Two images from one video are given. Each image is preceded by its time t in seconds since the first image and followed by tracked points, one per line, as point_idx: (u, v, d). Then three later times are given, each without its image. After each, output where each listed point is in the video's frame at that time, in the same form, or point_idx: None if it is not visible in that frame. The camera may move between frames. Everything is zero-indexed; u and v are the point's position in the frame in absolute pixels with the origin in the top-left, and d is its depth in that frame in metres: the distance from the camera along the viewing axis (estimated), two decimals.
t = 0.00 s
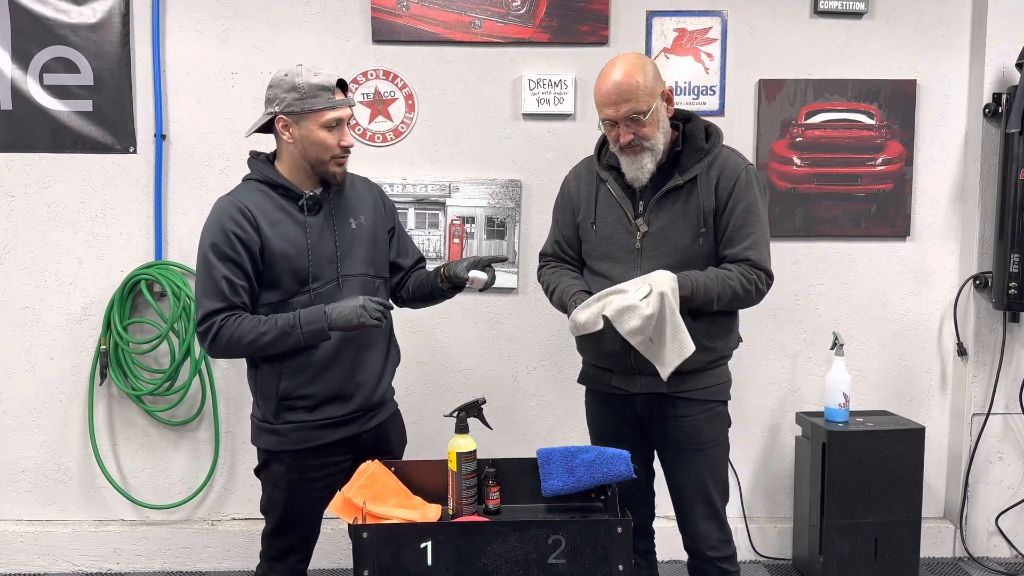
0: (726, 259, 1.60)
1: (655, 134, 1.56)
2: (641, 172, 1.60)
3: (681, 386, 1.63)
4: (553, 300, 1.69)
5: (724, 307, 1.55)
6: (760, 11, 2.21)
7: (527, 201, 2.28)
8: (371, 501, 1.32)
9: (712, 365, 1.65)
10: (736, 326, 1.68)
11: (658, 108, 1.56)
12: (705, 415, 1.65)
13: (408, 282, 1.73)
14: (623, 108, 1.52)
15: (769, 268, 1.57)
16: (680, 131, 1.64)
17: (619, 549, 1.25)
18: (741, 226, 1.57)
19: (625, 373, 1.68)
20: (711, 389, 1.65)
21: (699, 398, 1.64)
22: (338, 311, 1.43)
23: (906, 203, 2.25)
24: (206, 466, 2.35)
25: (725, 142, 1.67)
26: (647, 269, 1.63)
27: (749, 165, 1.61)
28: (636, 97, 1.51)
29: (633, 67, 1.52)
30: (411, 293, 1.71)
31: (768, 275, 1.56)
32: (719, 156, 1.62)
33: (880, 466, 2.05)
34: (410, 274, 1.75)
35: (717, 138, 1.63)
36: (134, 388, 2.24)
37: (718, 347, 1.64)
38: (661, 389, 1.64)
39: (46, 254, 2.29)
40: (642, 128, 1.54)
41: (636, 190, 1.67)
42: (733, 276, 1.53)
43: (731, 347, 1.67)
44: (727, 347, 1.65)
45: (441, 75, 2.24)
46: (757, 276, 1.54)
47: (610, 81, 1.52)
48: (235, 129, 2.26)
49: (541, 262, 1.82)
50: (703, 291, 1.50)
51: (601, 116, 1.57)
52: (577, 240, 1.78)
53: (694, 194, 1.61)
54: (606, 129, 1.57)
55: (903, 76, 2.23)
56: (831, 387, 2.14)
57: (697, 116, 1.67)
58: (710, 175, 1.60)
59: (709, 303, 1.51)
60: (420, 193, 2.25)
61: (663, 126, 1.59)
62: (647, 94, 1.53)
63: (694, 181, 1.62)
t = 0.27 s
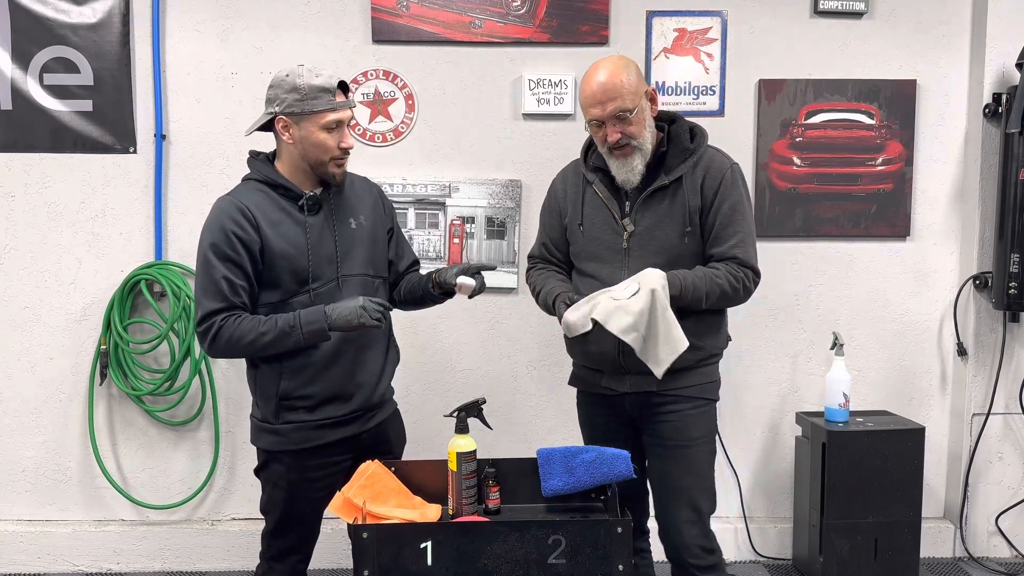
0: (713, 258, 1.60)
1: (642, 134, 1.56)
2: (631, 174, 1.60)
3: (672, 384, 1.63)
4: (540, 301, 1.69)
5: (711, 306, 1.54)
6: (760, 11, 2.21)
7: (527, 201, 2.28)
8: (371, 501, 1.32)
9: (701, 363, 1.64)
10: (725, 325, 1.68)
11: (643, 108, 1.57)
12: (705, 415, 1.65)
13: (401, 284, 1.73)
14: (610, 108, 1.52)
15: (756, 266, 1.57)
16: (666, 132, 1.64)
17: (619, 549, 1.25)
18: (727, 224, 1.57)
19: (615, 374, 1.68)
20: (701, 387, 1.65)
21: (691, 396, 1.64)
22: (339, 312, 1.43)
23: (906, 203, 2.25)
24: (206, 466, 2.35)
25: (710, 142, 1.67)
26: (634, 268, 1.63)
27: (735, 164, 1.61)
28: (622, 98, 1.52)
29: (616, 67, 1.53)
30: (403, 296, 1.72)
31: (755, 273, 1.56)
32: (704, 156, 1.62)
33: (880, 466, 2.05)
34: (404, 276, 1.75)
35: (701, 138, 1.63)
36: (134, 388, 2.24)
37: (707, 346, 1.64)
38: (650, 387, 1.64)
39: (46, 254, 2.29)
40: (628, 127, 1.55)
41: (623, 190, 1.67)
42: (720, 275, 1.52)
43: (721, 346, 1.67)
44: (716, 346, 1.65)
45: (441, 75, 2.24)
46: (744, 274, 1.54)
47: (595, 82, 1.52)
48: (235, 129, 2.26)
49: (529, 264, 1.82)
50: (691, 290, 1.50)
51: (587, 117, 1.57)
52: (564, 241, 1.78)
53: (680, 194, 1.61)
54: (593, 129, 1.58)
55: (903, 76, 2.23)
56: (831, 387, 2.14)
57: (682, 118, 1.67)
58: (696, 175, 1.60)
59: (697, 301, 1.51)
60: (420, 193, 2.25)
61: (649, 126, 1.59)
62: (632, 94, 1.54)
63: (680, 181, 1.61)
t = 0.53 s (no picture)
0: (711, 260, 1.59)
1: (637, 137, 1.55)
2: (625, 176, 1.60)
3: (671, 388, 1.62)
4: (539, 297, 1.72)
5: (707, 310, 1.55)
6: (760, 11, 2.21)
7: (527, 201, 2.28)
8: (371, 501, 1.32)
9: (699, 365, 1.63)
10: (725, 325, 1.68)
11: (640, 110, 1.56)
12: (705, 415, 1.65)
13: (399, 285, 1.73)
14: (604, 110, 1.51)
15: (753, 267, 1.56)
16: (663, 130, 1.63)
17: (619, 549, 1.25)
18: (724, 225, 1.56)
19: (613, 375, 1.67)
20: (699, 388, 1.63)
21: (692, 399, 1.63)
22: (338, 313, 1.43)
23: (906, 203, 2.25)
24: (206, 466, 2.35)
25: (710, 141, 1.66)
26: (632, 270, 1.63)
27: (733, 164, 1.60)
28: (617, 99, 1.51)
29: (614, 68, 1.52)
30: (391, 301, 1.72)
31: (753, 277, 1.56)
32: (702, 156, 1.61)
33: (880, 466, 2.05)
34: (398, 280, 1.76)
35: (700, 138, 1.62)
36: (135, 388, 2.24)
37: (705, 348, 1.63)
38: (648, 389, 1.61)
39: (46, 254, 2.29)
40: (626, 129, 1.54)
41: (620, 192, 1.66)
42: (715, 279, 1.52)
43: (720, 347, 1.66)
44: (715, 348, 1.65)
45: (441, 75, 2.24)
46: (741, 278, 1.53)
47: (591, 82, 1.52)
48: (235, 129, 2.26)
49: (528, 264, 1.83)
50: (683, 296, 1.50)
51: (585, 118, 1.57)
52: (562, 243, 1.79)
53: (678, 194, 1.60)
54: (591, 131, 1.58)
55: (903, 76, 2.23)
56: (830, 387, 2.14)
57: (680, 117, 1.66)
58: (693, 175, 1.59)
59: (690, 307, 1.51)
60: (420, 193, 2.26)
61: (647, 129, 1.58)
62: (628, 97, 1.53)
63: (677, 182, 1.61)
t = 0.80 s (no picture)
0: (709, 281, 1.57)
1: (651, 151, 1.50)
2: (632, 185, 1.57)
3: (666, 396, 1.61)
4: (540, 272, 1.71)
5: (698, 331, 1.54)
6: (760, 11, 2.21)
7: (527, 201, 2.28)
8: (371, 501, 1.32)
9: (693, 372, 1.62)
10: (724, 339, 1.65)
11: (661, 123, 1.49)
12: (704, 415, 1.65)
13: (399, 286, 1.73)
14: (623, 121, 1.45)
15: (753, 294, 1.52)
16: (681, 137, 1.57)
17: (619, 549, 1.25)
18: (725, 250, 1.53)
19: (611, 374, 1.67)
20: (691, 396, 1.62)
21: (687, 405, 1.62)
22: (338, 313, 1.44)
23: (906, 203, 2.25)
24: (206, 466, 2.35)
25: (726, 152, 1.61)
26: (631, 279, 1.63)
27: (745, 183, 1.55)
28: (638, 112, 1.44)
29: (642, 76, 1.43)
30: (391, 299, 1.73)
31: (751, 303, 1.53)
32: (714, 172, 1.56)
33: (880, 466, 2.05)
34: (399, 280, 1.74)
35: (716, 150, 1.57)
36: (135, 388, 2.24)
37: (700, 359, 1.61)
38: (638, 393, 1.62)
39: (46, 254, 2.29)
40: (642, 144, 1.48)
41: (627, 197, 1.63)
42: (706, 305, 1.51)
43: (718, 361, 1.64)
44: (711, 359, 1.62)
45: (441, 75, 2.24)
46: (735, 304, 1.51)
47: (615, 88, 1.44)
48: (235, 129, 2.26)
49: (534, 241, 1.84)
50: (669, 320, 1.51)
51: (601, 120, 1.49)
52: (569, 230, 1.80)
53: (682, 209, 1.58)
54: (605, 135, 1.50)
55: (903, 75, 2.23)
56: (830, 387, 2.14)
57: (701, 123, 1.60)
58: (700, 192, 1.56)
59: (678, 330, 1.52)
60: (420, 193, 2.26)
61: (664, 142, 1.52)
62: (652, 110, 1.45)
63: (684, 196, 1.58)
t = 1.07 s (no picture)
0: (711, 290, 1.56)
1: (658, 158, 1.50)
2: (638, 192, 1.57)
3: (668, 402, 1.61)
4: (540, 272, 1.68)
5: (698, 341, 1.55)
6: (760, 11, 2.21)
7: (527, 201, 2.28)
8: (371, 501, 1.32)
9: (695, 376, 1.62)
10: (726, 344, 1.64)
11: (668, 130, 1.48)
12: (705, 416, 1.65)
13: (398, 289, 1.73)
14: (631, 130, 1.44)
15: (755, 305, 1.52)
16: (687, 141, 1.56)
17: (620, 549, 1.25)
18: (728, 260, 1.53)
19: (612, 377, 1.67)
20: (692, 399, 1.62)
21: (688, 408, 1.62)
22: (331, 331, 1.44)
23: (906, 203, 2.25)
24: (206, 466, 2.35)
25: (732, 158, 1.59)
26: (633, 287, 1.63)
27: (750, 192, 1.54)
28: (645, 121, 1.43)
29: (649, 84, 1.42)
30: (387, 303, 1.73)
31: (753, 313, 1.52)
32: (719, 180, 1.55)
33: (880, 466, 2.05)
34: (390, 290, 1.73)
35: (722, 157, 1.56)
36: (134, 388, 2.24)
37: (703, 363, 1.61)
38: (639, 395, 1.62)
39: (46, 254, 2.29)
40: (649, 152, 1.48)
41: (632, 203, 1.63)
42: (706, 316, 1.51)
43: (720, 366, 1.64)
44: (713, 363, 1.62)
45: (441, 75, 2.24)
46: (735, 316, 1.50)
47: (620, 95, 1.43)
48: (235, 129, 2.26)
49: (532, 236, 1.80)
50: (667, 331, 1.51)
51: (609, 130, 1.48)
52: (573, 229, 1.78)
53: (686, 218, 1.57)
54: (613, 144, 1.50)
55: (903, 76, 2.23)
56: (831, 387, 2.14)
57: (707, 128, 1.59)
58: (705, 201, 1.55)
59: (677, 340, 1.52)
60: (420, 193, 2.25)
61: (671, 147, 1.52)
62: (659, 117, 1.45)
63: (688, 204, 1.57)
